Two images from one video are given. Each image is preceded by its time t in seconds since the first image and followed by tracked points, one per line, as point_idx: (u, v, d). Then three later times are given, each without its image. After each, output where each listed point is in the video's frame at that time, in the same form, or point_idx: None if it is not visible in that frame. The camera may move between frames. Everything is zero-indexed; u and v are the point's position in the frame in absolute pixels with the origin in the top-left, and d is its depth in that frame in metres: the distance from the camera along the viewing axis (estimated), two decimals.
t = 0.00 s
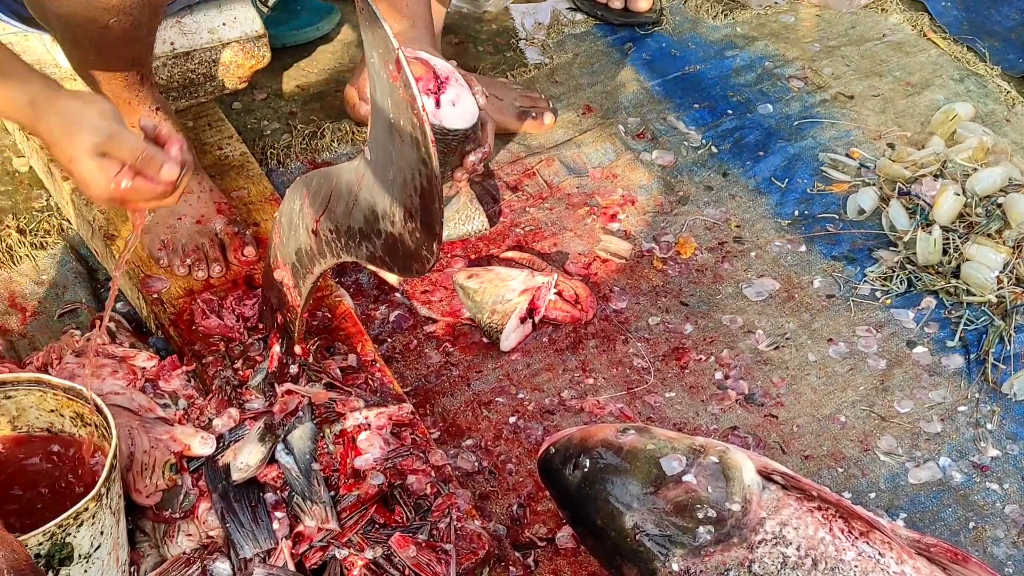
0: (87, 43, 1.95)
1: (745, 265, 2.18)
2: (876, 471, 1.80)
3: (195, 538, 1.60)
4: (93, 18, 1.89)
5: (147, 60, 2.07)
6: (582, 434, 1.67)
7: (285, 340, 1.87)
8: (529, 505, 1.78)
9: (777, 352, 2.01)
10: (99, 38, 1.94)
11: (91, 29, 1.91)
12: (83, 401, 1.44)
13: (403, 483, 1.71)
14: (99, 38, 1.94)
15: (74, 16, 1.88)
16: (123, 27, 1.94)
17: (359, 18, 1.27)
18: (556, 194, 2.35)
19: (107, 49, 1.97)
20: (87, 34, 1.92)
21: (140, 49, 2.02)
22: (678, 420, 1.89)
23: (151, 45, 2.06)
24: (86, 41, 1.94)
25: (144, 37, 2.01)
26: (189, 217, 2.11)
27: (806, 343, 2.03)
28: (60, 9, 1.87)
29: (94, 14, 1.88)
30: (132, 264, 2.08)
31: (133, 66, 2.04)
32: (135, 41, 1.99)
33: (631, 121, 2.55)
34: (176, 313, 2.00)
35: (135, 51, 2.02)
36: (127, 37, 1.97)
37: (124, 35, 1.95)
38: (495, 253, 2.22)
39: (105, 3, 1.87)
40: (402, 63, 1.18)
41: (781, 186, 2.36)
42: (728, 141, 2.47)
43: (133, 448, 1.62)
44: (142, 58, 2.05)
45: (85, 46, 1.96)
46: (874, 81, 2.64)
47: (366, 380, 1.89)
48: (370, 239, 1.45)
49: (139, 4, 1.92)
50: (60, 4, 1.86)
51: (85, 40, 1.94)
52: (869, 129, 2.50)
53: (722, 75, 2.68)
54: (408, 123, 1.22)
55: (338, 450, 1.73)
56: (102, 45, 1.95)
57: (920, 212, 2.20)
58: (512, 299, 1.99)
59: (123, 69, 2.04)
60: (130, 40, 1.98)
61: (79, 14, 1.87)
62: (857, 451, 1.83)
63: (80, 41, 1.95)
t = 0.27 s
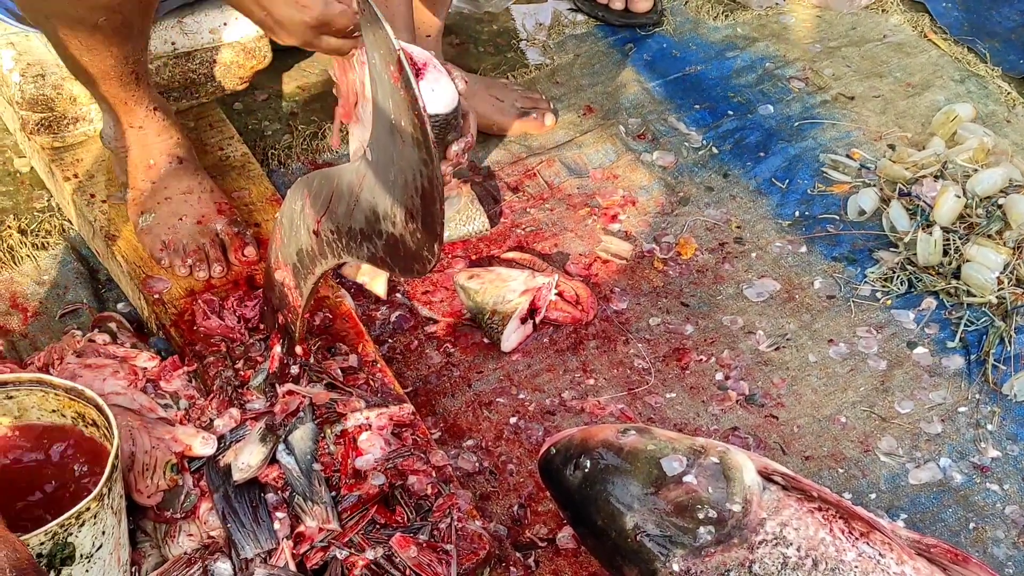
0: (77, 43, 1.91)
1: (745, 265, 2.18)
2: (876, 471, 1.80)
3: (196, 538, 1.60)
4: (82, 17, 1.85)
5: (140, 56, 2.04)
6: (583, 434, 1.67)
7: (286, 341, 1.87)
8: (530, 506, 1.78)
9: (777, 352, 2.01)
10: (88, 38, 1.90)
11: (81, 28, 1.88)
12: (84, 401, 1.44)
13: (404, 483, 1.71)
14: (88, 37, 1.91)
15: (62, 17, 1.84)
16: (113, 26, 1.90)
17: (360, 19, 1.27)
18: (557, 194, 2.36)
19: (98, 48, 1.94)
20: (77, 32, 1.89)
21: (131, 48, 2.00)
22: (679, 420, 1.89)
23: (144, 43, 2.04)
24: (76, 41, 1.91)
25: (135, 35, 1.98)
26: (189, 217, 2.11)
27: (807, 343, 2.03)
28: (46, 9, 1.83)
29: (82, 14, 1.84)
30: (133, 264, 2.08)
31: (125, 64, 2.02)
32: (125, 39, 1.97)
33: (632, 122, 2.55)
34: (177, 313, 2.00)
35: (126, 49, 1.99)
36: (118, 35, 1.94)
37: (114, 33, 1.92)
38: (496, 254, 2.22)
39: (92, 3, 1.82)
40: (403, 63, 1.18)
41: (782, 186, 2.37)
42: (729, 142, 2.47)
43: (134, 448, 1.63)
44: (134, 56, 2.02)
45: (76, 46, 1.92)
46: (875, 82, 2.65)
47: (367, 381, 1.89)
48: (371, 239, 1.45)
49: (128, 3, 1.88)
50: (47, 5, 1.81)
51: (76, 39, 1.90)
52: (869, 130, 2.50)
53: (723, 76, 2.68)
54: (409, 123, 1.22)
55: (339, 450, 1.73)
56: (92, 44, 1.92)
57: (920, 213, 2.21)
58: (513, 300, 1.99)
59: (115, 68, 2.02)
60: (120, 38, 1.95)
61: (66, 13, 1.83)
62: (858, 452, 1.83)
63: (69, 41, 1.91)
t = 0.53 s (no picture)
0: (75, 48, 1.93)
1: (746, 267, 2.18)
2: (877, 473, 1.80)
3: (197, 539, 1.60)
4: (79, 22, 1.86)
5: (139, 62, 2.05)
6: (584, 435, 1.67)
7: (286, 341, 1.87)
8: (531, 507, 1.78)
9: (778, 353, 2.01)
10: (86, 42, 1.92)
11: (77, 33, 1.89)
12: (85, 402, 1.44)
13: (405, 484, 1.70)
14: (86, 42, 1.92)
15: (60, 22, 1.86)
16: (111, 30, 1.92)
17: (361, 21, 1.26)
18: (558, 195, 2.36)
19: (96, 51, 1.95)
20: (74, 38, 1.90)
21: (130, 51, 2.01)
22: (679, 421, 1.89)
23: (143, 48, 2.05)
24: (75, 46, 1.92)
25: (133, 39, 1.99)
26: (190, 218, 2.11)
27: (808, 345, 2.03)
28: (44, 14, 1.85)
29: (79, 18, 1.86)
30: (134, 265, 2.08)
31: (124, 68, 2.03)
32: (123, 43, 1.98)
33: (633, 123, 2.55)
34: (178, 314, 2.00)
35: (125, 52, 2.00)
36: (116, 39, 1.95)
37: (111, 37, 1.93)
38: (497, 254, 2.22)
39: (89, 7, 1.84)
40: (405, 65, 1.18)
41: (783, 188, 2.37)
42: (730, 143, 2.47)
43: (135, 449, 1.62)
44: (133, 60, 2.03)
45: (75, 53, 1.94)
46: (876, 83, 2.65)
47: (368, 382, 1.89)
48: (372, 241, 1.45)
49: (125, 7, 1.90)
50: (45, 10, 1.84)
51: (74, 44, 1.92)
52: (870, 131, 2.50)
53: (724, 77, 2.68)
54: (411, 125, 1.22)
55: (340, 451, 1.72)
56: (89, 49, 1.93)
57: (921, 214, 2.21)
58: (514, 300, 1.99)
59: (113, 72, 2.03)
60: (117, 42, 1.96)
61: (63, 18, 1.85)
62: (858, 453, 1.83)
63: (68, 46, 1.92)
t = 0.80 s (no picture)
0: (63, 52, 1.94)
1: (746, 267, 2.18)
2: (877, 473, 1.80)
3: (196, 539, 1.60)
4: (63, 27, 1.88)
5: (130, 64, 2.06)
6: (584, 435, 1.67)
7: (286, 341, 1.87)
8: (531, 507, 1.78)
9: (778, 353, 2.01)
10: (73, 46, 1.93)
11: (63, 38, 1.90)
12: (84, 401, 1.44)
13: (405, 484, 1.70)
14: (74, 46, 1.93)
15: (45, 27, 1.87)
16: (96, 34, 1.93)
17: (361, 21, 1.26)
18: (558, 196, 2.36)
19: (85, 54, 1.96)
20: (62, 43, 1.91)
21: (119, 54, 2.01)
22: (679, 421, 1.89)
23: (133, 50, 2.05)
24: (62, 51, 1.93)
25: (121, 41, 2.00)
26: (189, 218, 2.11)
27: (807, 345, 2.03)
28: (28, 19, 1.87)
29: (63, 23, 1.87)
30: (134, 265, 2.08)
31: (114, 70, 2.03)
32: (111, 46, 1.99)
33: (634, 123, 2.55)
34: (178, 314, 2.00)
35: (113, 55, 2.01)
36: (102, 42, 1.96)
37: (97, 40, 1.94)
38: (497, 255, 2.22)
39: (71, 12, 1.85)
40: (404, 65, 1.18)
41: (783, 188, 2.37)
42: (730, 143, 2.47)
43: (135, 449, 1.62)
44: (122, 63, 2.03)
45: (63, 57, 1.95)
46: (876, 83, 2.65)
47: (368, 382, 1.89)
48: (372, 241, 1.45)
49: (108, 10, 1.91)
50: (28, 16, 1.86)
51: (62, 48, 1.93)
52: (871, 131, 2.50)
53: (724, 77, 2.68)
54: (410, 125, 1.22)
55: (340, 451, 1.73)
56: (77, 53, 1.94)
57: (921, 214, 2.20)
58: (513, 301, 1.99)
59: (104, 75, 2.03)
60: (105, 45, 1.97)
61: (48, 24, 1.86)
62: (858, 453, 1.83)
63: (55, 49, 1.93)
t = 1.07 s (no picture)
0: (61, 51, 1.93)
1: (744, 268, 2.18)
2: (874, 475, 1.79)
3: (191, 541, 1.59)
4: (64, 26, 1.87)
5: (128, 64, 2.06)
6: (580, 437, 1.67)
7: (282, 343, 1.87)
8: (527, 509, 1.77)
9: (775, 355, 2.00)
10: (72, 46, 1.92)
11: (63, 37, 1.90)
12: (78, 403, 1.43)
13: (400, 487, 1.70)
14: (73, 45, 1.92)
15: (45, 26, 1.86)
16: (95, 33, 1.93)
17: (355, 22, 1.26)
18: (556, 197, 2.35)
19: (84, 54, 1.96)
20: (61, 43, 1.91)
21: (117, 54, 2.01)
22: (676, 424, 1.88)
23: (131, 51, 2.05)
24: (61, 51, 1.92)
25: (120, 41, 2.00)
26: (185, 219, 2.10)
27: (805, 347, 2.02)
28: (28, 19, 1.86)
29: (63, 22, 1.86)
30: (129, 266, 2.07)
31: (112, 70, 2.03)
32: (110, 46, 1.98)
33: (631, 124, 2.54)
34: (174, 316, 1.99)
35: (112, 55, 2.01)
36: (101, 42, 1.96)
37: (97, 40, 1.94)
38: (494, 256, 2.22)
39: (72, 11, 1.85)
40: (399, 67, 1.17)
41: (781, 189, 2.36)
42: (727, 144, 2.46)
43: (129, 451, 1.62)
44: (121, 63, 2.04)
45: (61, 57, 1.94)
46: (875, 84, 2.64)
47: (364, 384, 1.88)
48: (367, 243, 1.44)
49: (108, 9, 1.90)
50: (28, 15, 1.84)
51: (60, 48, 1.92)
52: (869, 133, 2.49)
53: (722, 78, 2.67)
54: (404, 127, 1.22)
55: (335, 453, 1.72)
56: (76, 52, 1.94)
57: (919, 215, 2.19)
58: (510, 303, 1.98)
59: (102, 75, 2.02)
60: (104, 45, 1.97)
61: (47, 23, 1.86)
62: (855, 456, 1.83)
63: (53, 49, 1.92)
